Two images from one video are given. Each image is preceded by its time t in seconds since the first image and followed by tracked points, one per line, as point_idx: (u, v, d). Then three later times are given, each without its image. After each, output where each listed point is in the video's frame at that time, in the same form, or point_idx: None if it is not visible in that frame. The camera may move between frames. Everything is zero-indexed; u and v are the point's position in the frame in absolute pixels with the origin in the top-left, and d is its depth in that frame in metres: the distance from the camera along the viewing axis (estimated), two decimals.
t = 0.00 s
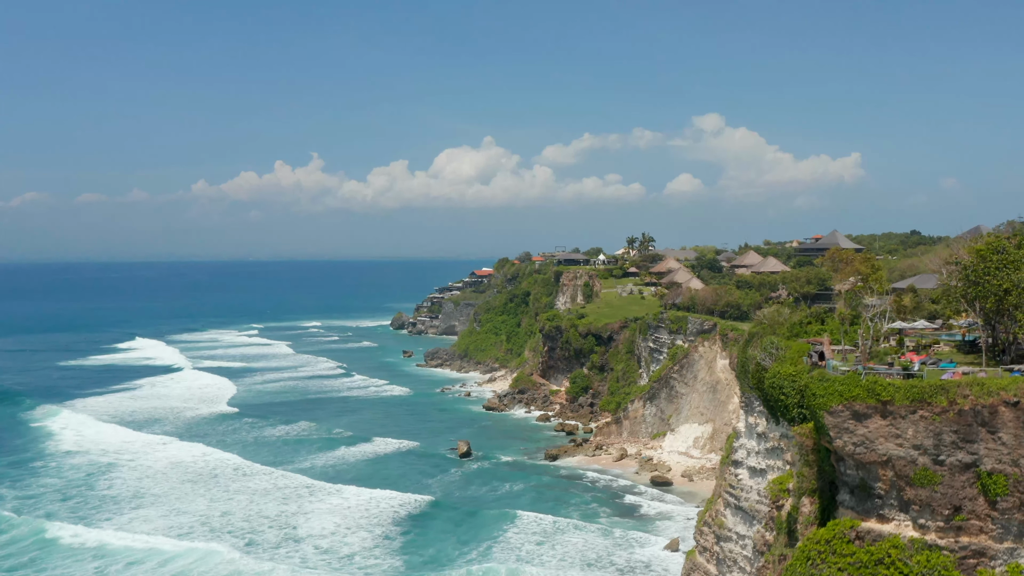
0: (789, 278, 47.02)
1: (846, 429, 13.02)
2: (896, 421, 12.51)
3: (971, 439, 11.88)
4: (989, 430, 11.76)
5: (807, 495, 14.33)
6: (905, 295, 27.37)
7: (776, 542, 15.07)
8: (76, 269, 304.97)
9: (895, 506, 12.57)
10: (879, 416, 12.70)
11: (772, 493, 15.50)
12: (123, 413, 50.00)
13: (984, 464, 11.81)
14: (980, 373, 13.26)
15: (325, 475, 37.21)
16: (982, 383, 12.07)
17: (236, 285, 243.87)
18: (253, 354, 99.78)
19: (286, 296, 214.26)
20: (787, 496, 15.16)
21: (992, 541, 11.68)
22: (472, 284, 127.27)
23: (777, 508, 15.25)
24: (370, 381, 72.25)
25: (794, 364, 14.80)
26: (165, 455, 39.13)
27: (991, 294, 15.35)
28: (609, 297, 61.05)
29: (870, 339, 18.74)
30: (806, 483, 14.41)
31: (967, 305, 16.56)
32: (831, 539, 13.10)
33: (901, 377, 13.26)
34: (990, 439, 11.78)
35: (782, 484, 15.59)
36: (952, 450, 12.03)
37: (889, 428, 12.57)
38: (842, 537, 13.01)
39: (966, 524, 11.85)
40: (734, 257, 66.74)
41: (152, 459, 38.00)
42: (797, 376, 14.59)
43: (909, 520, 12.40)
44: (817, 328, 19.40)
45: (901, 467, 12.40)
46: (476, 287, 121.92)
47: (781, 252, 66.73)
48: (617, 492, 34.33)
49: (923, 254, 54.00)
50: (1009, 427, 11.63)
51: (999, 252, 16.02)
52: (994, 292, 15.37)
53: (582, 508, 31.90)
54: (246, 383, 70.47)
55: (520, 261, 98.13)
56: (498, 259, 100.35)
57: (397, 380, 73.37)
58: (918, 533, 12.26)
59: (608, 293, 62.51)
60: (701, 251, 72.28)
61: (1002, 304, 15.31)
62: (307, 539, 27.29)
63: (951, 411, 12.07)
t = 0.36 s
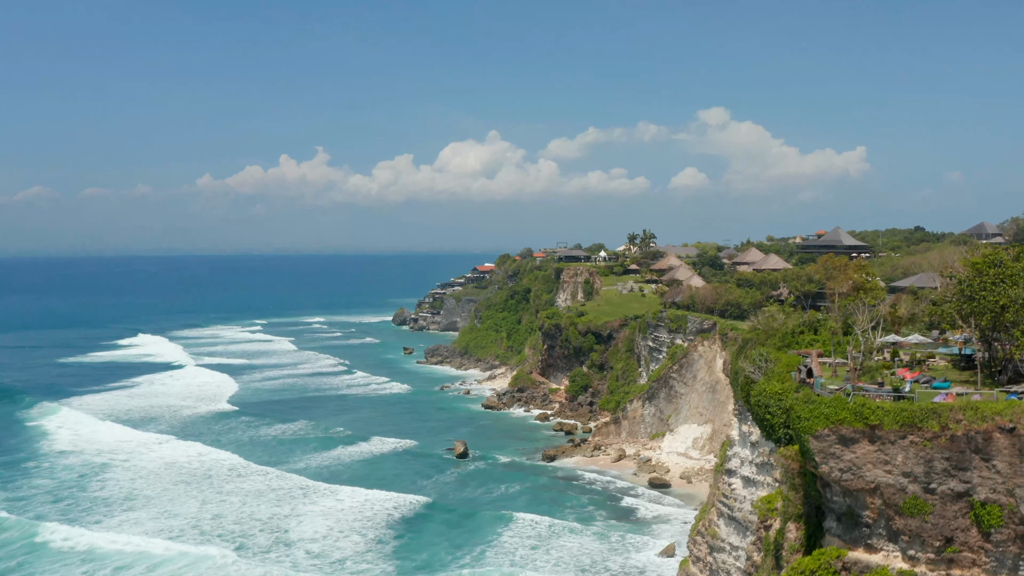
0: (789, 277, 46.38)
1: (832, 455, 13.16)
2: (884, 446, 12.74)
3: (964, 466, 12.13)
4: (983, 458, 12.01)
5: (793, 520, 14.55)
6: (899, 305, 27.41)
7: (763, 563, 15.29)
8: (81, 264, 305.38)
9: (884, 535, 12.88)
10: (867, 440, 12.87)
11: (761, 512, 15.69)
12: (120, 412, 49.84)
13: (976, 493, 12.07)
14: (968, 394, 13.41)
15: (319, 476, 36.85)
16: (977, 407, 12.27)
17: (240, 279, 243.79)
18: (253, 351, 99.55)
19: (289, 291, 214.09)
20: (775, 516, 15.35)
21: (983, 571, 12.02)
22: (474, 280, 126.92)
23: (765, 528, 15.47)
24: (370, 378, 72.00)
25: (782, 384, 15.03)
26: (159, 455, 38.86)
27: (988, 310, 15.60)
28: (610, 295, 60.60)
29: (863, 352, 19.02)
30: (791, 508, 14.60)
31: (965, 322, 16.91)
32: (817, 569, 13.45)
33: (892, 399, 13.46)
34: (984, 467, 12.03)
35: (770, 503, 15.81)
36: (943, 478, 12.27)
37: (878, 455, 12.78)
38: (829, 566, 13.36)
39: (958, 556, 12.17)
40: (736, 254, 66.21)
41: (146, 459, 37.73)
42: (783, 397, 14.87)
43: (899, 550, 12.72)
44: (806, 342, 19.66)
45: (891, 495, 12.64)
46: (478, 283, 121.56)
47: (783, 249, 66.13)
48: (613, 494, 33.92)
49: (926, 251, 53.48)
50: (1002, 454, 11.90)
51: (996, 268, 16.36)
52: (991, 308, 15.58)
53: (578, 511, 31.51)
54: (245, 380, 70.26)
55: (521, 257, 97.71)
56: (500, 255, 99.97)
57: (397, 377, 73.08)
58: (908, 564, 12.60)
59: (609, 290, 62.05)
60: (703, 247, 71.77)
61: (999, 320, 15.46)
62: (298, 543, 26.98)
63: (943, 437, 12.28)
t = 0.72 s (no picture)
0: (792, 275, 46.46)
1: (819, 479, 13.76)
2: (873, 471, 13.28)
3: (957, 493, 12.68)
4: (976, 485, 12.57)
5: (779, 545, 15.19)
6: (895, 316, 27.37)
7: None
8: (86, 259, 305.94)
9: (871, 563, 13.44)
10: (858, 467, 13.40)
11: (749, 531, 16.03)
12: (118, 411, 49.73)
13: (969, 522, 12.63)
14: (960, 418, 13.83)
15: (314, 476, 36.56)
16: (970, 432, 12.86)
17: (244, 275, 243.90)
18: (254, 348, 99.30)
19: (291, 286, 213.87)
20: (763, 535, 15.68)
21: None
22: (476, 276, 126.61)
23: (754, 547, 15.77)
24: (369, 376, 71.78)
25: (771, 407, 15.78)
26: (155, 455, 38.62)
27: (984, 327, 15.81)
28: (610, 292, 60.17)
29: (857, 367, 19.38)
30: (778, 533, 15.27)
31: (960, 338, 17.03)
32: None
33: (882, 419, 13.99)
34: (977, 495, 12.58)
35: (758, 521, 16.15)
36: (936, 505, 12.82)
37: (867, 480, 13.32)
38: None
39: None
40: (738, 251, 65.72)
41: (141, 460, 37.48)
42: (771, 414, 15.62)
43: None
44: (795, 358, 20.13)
45: (880, 522, 13.18)
46: (480, 279, 121.18)
47: (785, 245, 65.63)
48: (610, 496, 33.55)
49: (929, 249, 52.95)
50: (997, 481, 12.47)
51: (991, 280, 16.59)
52: (986, 326, 15.80)
53: (575, 514, 31.14)
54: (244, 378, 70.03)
55: (522, 253, 97.30)
56: (501, 252, 99.59)
57: (397, 375, 72.82)
58: None
59: (609, 288, 61.61)
60: (704, 245, 71.31)
61: (996, 337, 15.71)
62: (290, 547, 26.71)
63: (937, 465, 12.81)
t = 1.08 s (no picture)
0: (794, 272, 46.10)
1: (801, 511, 15.21)
2: (857, 503, 14.56)
3: (945, 527, 13.64)
4: (966, 521, 13.47)
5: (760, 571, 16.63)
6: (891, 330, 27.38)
7: None
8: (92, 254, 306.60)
9: None
10: (842, 502, 14.74)
11: (734, 553, 17.31)
12: (115, 409, 49.64)
13: (958, 558, 13.55)
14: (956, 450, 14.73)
15: (308, 476, 36.24)
16: (961, 465, 13.85)
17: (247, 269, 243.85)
18: (254, 344, 98.99)
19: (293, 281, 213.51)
20: (746, 557, 17.00)
21: None
22: (478, 271, 126.23)
23: (738, 569, 17.17)
24: (369, 373, 71.50)
25: (756, 438, 17.21)
26: (150, 455, 38.39)
27: (978, 349, 15.97)
28: (611, 290, 59.65)
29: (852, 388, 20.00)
30: (760, 561, 16.70)
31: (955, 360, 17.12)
32: None
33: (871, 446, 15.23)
34: (968, 531, 13.46)
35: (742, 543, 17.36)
36: (924, 541, 13.83)
37: (851, 514, 14.60)
38: None
39: None
40: (739, 247, 65.16)
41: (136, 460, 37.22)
42: (755, 439, 17.27)
43: None
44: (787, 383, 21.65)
45: (866, 556, 14.36)
46: (482, 275, 120.76)
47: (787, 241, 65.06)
48: (606, 498, 33.16)
49: (933, 246, 52.25)
50: (990, 517, 13.33)
51: (986, 299, 16.71)
52: (981, 347, 15.94)
53: (570, 517, 30.82)
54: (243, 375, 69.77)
55: (523, 249, 96.80)
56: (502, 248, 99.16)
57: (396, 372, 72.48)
58: None
59: (609, 285, 61.11)
60: (706, 241, 70.78)
61: (992, 357, 15.82)
62: (281, 551, 26.45)
63: (924, 500, 13.86)
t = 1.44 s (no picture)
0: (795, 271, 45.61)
1: (780, 549, 15.40)
2: (839, 542, 14.80)
3: (933, 569, 14.15)
4: (955, 561, 14.00)
5: None
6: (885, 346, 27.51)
7: None
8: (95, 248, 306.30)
9: None
10: (822, 540, 14.97)
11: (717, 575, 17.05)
12: (112, 407, 49.50)
13: None
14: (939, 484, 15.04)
15: (302, 477, 35.94)
16: (950, 505, 14.19)
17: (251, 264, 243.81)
18: (255, 340, 98.72)
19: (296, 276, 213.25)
20: None
21: None
22: (480, 267, 125.81)
23: None
24: (369, 371, 71.24)
25: (738, 471, 17.10)
26: (144, 455, 38.15)
27: (972, 375, 15.77)
28: (611, 287, 59.13)
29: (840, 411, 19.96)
30: None
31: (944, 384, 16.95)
32: None
33: (857, 478, 15.56)
34: (956, 569, 14.01)
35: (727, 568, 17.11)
36: None
37: (833, 553, 14.86)
38: None
39: None
40: (742, 244, 64.62)
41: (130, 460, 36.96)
42: (737, 468, 17.32)
43: None
44: (775, 403, 22.49)
45: None
46: (484, 271, 120.29)
47: (790, 238, 64.51)
48: (603, 501, 32.76)
49: (936, 244, 51.73)
50: (980, 557, 13.84)
51: (981, 320, 16.53)
52: (972, 374, 15.80)
53: (566, 520, 30.49)
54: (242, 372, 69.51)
55: (525, 245, 96.34)
56: (503, 244, 98.72)
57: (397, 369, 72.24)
58: None
59: (610, 282, 60.61)
60: (707, 238, 70.24)
61: (983, 384, 15.72)
62: (271, 556, 26.21)
63: (910, 541, 14.25)
